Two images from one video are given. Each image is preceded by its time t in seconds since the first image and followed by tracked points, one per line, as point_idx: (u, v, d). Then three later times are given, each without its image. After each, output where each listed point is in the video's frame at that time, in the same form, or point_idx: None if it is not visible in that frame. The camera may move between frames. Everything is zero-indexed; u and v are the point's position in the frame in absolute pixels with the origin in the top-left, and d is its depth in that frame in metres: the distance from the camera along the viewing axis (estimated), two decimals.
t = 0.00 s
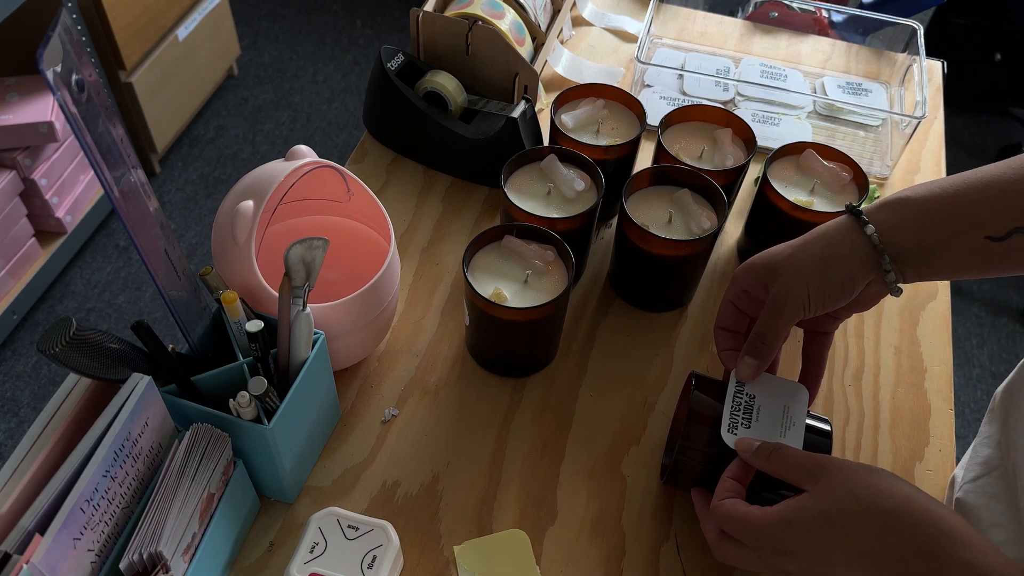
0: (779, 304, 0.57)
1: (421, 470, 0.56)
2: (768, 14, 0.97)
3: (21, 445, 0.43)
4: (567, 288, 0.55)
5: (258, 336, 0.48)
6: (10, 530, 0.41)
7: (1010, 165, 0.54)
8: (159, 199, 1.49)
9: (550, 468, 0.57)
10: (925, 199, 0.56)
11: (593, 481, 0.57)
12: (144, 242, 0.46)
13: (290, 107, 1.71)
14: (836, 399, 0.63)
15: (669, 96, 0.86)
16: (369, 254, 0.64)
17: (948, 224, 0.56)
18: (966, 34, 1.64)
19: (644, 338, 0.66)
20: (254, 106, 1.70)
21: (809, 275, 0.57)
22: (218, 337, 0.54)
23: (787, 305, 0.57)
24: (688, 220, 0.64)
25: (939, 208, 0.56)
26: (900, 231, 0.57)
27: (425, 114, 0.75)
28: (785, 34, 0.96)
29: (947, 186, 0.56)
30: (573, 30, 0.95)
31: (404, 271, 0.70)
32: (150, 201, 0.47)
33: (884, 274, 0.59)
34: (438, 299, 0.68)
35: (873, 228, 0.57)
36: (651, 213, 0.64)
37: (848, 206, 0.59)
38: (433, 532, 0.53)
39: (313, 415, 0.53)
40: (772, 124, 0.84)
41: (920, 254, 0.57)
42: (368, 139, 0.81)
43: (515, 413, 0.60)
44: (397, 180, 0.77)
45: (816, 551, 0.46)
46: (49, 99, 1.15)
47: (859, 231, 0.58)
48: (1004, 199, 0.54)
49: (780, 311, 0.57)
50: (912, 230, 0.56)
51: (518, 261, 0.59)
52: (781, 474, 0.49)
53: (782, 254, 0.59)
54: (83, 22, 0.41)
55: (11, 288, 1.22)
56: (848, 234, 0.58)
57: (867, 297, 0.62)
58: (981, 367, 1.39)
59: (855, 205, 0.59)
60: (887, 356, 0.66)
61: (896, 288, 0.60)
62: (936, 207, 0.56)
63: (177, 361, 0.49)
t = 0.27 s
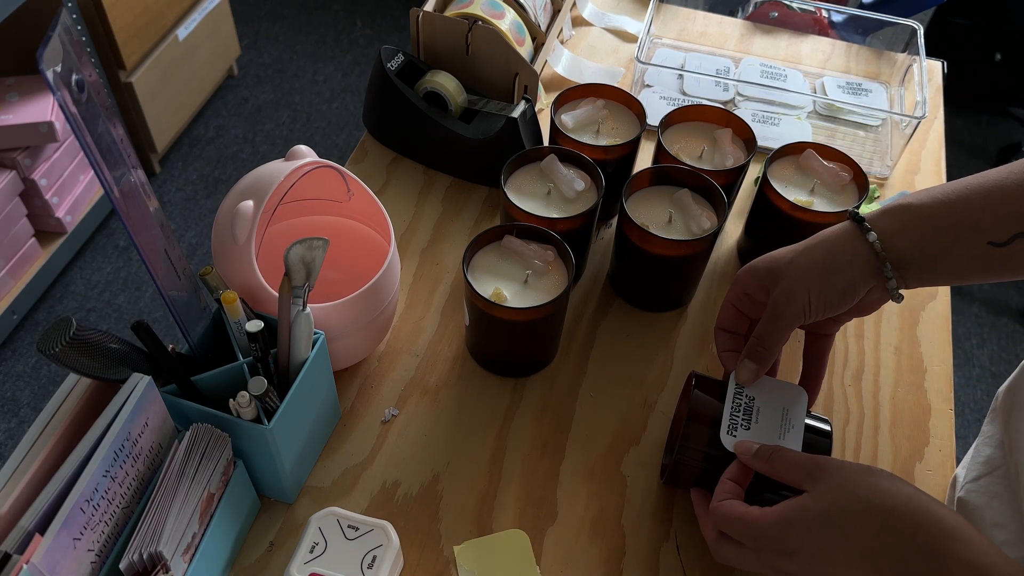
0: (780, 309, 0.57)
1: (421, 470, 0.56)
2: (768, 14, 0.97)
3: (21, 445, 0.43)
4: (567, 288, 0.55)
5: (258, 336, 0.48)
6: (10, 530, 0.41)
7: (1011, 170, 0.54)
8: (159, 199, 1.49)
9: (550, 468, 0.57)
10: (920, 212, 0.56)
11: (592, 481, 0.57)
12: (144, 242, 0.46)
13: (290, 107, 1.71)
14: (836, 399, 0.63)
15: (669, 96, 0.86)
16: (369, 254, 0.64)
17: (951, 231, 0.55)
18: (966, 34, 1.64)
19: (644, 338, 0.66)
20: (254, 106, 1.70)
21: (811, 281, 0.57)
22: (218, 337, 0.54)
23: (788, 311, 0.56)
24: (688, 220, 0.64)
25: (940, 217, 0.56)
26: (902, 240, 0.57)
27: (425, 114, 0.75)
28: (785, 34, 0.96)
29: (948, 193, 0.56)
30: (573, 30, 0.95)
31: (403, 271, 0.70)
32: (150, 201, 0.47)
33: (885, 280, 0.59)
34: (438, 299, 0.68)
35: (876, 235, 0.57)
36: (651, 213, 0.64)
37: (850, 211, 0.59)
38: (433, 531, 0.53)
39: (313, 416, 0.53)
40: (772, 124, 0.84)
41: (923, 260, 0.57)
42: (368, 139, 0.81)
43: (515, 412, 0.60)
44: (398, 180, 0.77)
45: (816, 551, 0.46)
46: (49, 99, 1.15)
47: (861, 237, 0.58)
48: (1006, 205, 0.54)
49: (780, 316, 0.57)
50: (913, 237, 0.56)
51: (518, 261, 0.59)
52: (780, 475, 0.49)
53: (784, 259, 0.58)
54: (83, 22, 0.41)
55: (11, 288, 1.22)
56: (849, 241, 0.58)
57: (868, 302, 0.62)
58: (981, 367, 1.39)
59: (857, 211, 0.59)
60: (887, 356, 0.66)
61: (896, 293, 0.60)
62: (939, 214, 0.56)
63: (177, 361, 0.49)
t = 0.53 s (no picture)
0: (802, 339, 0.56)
1: (420, 470, 0.56)
2: (768, 14, 0.97)
3: (21, 445, 0.43)
4: (567, 288, 0.55)
5: (258, 336, 0.48)
6: (10, 530, 0.41)
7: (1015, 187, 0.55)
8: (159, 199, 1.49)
9: (550, 468, 0.57)
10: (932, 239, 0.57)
11: (592, 481, 0.57)
12: (144, 242, 0.46)
13: (290, 107, 1.71)
14: (836, 399, 0.63)
15: (669, 96, 0.86)
16: (369, 254, 0.64)
17: (964, 256, 0.56)
18: (966, 34, 1.64)
19: (644, 338, 0.66)
20: (254, 106, 1.70)
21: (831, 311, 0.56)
22: (218, 337, 0.54)
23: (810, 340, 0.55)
24: (688, 220, 0.64)
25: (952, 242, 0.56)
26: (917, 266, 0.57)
27: (425, 114, 0.75)
28: (785, 34, 0.96)
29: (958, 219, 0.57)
30: (573, 30, 0.95)
31: (403, 271, 0.70)
32: (150, 201, 0.47)
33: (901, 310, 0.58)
34: (438, 299, 0.68)
35: (896, 272, 0.57)
36: (651, 213, 0.64)
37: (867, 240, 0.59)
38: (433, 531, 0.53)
39: (313, 416, 0.53)
40: (772, 124, 0.84)
41: (941, 289, 0.57)
42: (368, 139, 0.81)
43: (515, 412, 0.60)
44: (398, 180, 0.77)
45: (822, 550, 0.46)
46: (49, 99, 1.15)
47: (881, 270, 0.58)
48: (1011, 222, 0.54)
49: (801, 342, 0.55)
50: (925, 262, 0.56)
51: (518, 261, 0.59)
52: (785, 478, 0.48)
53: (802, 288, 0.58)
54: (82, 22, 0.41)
55: (11, 288, 1.22)
56: (869, 272, 0.58)
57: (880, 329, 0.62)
58: (981, 367, 1.39)
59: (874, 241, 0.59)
60: (887, 356, 0.66)
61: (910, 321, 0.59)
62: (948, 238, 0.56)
63: (178, 361, 0.49)
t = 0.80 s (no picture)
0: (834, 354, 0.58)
1: (420, 469, 0.56)
2: (768, 14, 0.97)
3: (21, 445, 0.43)
4: (567, 288, 0.55)
5: (258, 336, 0.48)
6: (10, 530, 0.41)
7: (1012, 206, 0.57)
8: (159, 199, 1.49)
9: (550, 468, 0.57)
10: (947, 277, 0.61)
11: (592, 481, 0.57)
12: (144, 242, 0.46)
13: (290, 107, 1.71)
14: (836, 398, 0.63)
15: (669, 96, 0.86)
16: (369, 255, 0.64)
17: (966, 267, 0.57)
18: (966, 35, 1.64)
19: (644, 338, 0.66)
20: (254, 106, 1.70)
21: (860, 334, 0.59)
22: (218, 337, 0.54)
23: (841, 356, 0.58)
24: (688, 220, 0.64)
25: (970, 283, 0.60)
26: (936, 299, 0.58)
27: (425, 114, 0.75)
28: (785, 34, 0.96)
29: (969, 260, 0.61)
30: (573, 29, 0.95)
31: (403, 271, 0.70)
32: (150, 201, 0.47)
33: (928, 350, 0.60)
34: (438, 299, 0.68)
35: (919, 298, 0.60)
36: (651, 213, 0.64)
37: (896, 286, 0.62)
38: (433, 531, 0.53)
39: (313, 415, 0.53)
40: (772, 124, 0.84)
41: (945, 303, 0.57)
42: (368, 139, 0.81)
43: (514, 412, 0.60)
44: (398, 181, 0.77)
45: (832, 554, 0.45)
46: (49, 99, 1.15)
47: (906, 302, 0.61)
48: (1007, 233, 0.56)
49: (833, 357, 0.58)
50: (951, 301, 0.60)
51: (518, 261, 0.59)
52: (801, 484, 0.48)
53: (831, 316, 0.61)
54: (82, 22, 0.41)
55: (11, 288, 1.22)
56: (900, 310, 0.60)
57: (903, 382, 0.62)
58: (981, 367, 1.39)
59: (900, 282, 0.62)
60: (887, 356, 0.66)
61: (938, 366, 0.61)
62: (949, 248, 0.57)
63: (178, 361, 0.49)
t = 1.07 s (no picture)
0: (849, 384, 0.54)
1: (420, 469, 0.56)
2: (768, 14, 0.97)
3: (21, 445, 0.43)
4: (567, 288, 0.55)
5: (258, 336, 0.48)
6: (10, 530, 0.41)
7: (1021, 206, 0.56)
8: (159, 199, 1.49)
9: (550, 468, 0.57)
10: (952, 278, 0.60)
11: (592, 481, 0.57)
12: (144, 242, 0.46)
13: (290, 107, 1.71)
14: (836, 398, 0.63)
15: (669, 96, 0.86)
16: (369, 255, 0.64)
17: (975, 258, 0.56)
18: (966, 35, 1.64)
19: (645, 338, 0.66)
20: (254, 106, 1.70)
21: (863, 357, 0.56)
22: (218, 337, 0.54)
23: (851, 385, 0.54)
24: (688, 220, 0.64)
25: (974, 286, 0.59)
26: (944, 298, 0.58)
27: (425, 114, 0.75)
28: (785, 34, 0.96)
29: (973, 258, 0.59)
30: (573, 29, 0.95)
31: (403, 271, 0.70)
32: (150, 201, 0.47)
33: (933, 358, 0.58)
34: (438, 299, 0.68)
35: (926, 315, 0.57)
36: (650, 213, 0.64)
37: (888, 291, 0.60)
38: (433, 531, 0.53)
39: (313, 415, 0.53)
40: (772, 124, 0.84)
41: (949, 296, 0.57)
42: (368, 139, 0.81)
43: (515, 412, 0.60)
44: (398, 181, 0.77)
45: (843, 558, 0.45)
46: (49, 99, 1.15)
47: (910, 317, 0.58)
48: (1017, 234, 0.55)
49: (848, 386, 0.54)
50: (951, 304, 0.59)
51: (518, 261, 0.59)
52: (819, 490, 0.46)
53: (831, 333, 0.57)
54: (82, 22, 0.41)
55: (11, 288, 1.22)
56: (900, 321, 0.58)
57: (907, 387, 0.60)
58: (982, 367, 1.39)
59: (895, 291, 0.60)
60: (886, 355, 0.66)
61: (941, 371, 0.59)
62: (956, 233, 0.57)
63: (178, 360, 0.49)
